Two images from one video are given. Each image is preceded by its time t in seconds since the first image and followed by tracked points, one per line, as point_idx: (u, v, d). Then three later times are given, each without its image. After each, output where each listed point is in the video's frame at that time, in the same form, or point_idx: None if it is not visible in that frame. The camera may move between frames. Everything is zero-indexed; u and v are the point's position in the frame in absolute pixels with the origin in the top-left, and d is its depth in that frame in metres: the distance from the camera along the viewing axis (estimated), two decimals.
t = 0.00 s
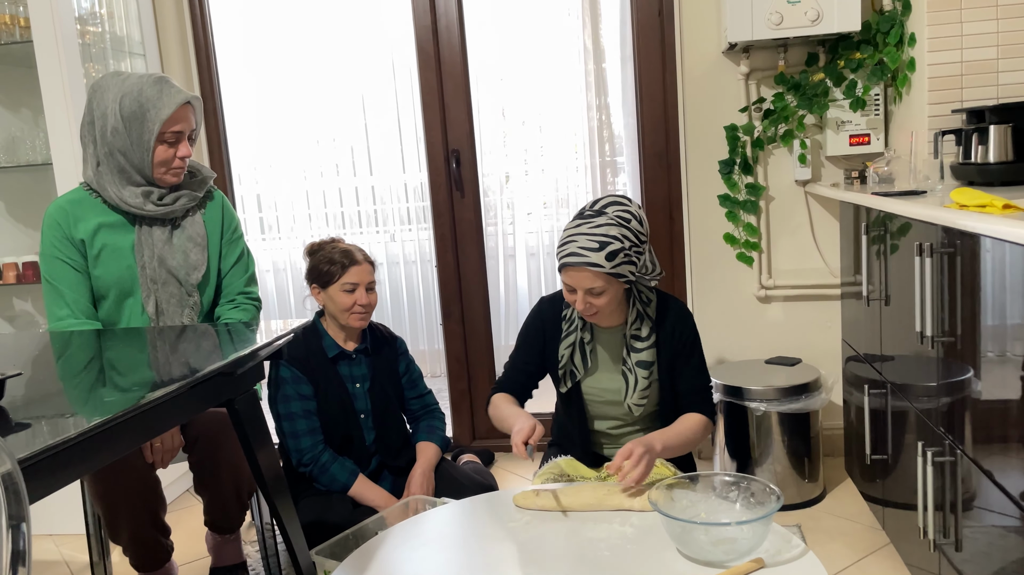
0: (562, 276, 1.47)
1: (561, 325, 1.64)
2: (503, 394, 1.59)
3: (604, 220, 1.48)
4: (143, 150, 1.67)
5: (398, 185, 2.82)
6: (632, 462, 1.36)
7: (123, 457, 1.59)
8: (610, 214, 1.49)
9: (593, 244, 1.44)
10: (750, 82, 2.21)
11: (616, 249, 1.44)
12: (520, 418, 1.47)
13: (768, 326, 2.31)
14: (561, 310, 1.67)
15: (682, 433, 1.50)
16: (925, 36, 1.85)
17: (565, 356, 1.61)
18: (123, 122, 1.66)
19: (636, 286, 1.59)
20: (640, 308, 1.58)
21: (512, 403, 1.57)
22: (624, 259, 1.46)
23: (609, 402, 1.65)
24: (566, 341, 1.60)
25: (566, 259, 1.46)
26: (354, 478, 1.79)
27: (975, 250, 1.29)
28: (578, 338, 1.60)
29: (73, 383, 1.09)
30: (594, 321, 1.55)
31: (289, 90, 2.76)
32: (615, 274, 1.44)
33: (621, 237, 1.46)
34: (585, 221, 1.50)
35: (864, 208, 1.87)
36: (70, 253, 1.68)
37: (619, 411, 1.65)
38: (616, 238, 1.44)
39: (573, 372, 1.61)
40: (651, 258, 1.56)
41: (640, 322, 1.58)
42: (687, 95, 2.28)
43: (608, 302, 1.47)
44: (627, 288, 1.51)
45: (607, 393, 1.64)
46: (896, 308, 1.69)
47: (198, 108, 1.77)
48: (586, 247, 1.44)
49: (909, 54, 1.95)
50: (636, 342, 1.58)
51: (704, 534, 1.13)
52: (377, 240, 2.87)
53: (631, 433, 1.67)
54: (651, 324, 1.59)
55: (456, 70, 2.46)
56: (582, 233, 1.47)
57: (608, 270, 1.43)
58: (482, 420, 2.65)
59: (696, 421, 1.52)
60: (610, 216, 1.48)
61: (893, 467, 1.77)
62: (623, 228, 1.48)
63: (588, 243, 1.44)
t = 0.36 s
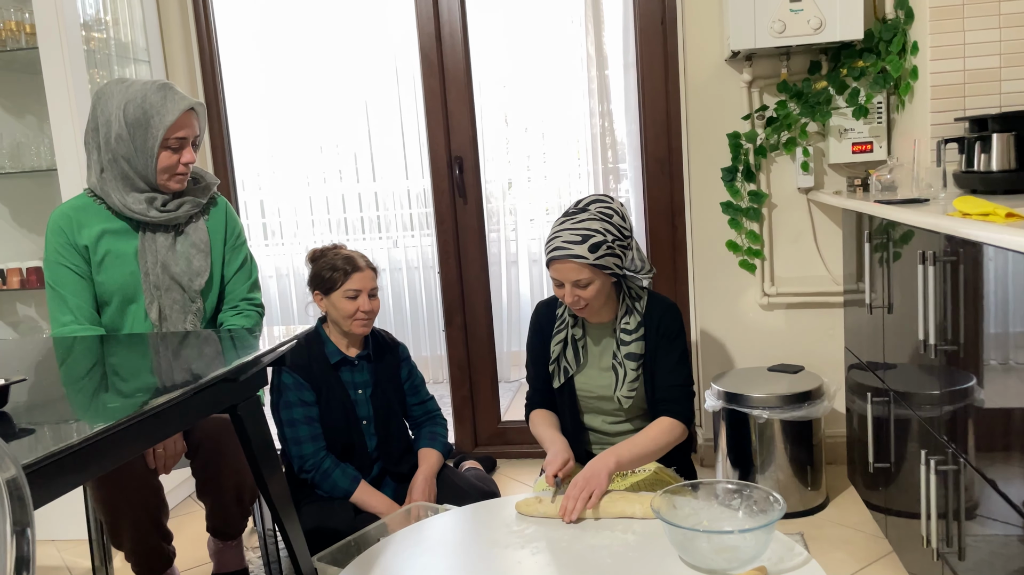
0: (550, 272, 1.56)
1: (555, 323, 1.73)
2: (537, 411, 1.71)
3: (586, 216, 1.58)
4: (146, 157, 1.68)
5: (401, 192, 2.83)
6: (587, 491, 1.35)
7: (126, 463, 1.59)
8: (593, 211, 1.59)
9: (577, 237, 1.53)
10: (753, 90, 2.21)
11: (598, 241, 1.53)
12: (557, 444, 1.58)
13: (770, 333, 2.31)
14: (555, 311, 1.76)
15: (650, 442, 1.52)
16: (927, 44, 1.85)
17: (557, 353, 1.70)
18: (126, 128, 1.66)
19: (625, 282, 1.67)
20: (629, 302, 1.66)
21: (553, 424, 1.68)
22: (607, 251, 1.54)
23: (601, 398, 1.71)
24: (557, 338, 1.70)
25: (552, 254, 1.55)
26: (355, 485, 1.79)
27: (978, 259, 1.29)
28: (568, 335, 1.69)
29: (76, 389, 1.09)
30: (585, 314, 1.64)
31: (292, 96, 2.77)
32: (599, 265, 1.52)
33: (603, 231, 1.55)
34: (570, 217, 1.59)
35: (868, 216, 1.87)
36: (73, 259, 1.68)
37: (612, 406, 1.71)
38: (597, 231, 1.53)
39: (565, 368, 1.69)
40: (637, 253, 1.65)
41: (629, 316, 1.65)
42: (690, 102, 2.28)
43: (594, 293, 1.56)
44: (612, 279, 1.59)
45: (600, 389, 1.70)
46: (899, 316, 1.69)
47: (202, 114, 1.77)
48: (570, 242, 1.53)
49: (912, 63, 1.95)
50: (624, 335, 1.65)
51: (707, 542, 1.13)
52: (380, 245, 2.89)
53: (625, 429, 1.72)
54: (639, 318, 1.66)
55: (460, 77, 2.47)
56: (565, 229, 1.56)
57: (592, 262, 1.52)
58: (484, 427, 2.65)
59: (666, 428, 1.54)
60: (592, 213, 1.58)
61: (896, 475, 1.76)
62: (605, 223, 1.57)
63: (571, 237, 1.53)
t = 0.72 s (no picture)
0: (547, 272, 1.55)
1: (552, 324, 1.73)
2: (542, 414, 1.71)
3: (581, 216, 1.58)
4: (149, 158, 1.68)
5: (403, 193, 2.83)
6: (590, 493, 1.37)
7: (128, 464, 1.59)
8: (588, 211, 1.59)
9: (572, 238, 1.53)
10: (755, 93, 2.22)
11: (593, 240, 1.53)
12: (561, 450, 1.58)
13: (772, 336, 2.31)
14: (553, 312, 1.75)
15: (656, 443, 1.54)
16: (930, 46, 1.85)
17: (557, 354, 1.69)
18: (129, 130, 1.67)
19: (622, 281, 1.66)
20: (626, 301, 1.66)
21: (558, 427, 1.68)
22: (603, 250, 1.54)
23: (602, 398, 1.71)
24: (556, 339, 1.69)
25: (549, 255, 1.55)
26: (358, 487, 1.78)
27: (981, 261, 1.28)
28: (567, 336, 1.68)
29: (78, 390, 1.09)
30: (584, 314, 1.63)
31: (295, 98, 2.77)
32: (595, 264, 1.52)
33: (598, 231, 1.54)
34: (565, 218, 1.59)
35: (871, 218, 1.86)
36: (76, 260, 1.68)
37: (613, 406, 1.71)
38: (592, 230, 1.52)
39: (565, 369, 1.69)
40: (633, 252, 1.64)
41: (627, 316, 1.64)
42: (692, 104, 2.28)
43: (592, 292, 1.55)
44: (610, 279, 1.59)
45: (600, 388, 1.71)
46: (902, 318, 1.68)
47: (204, 116, 1.78)
48: (565, 242, 1.53)
49: (915, 65, 1.95)
50: (623, 335, 1.64)
51: (709, 545, 1.13)
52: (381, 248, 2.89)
53: (626, 428, 1.72)
54: (637, 317, 1.65)
55: (462, 79, 2.47)
56: (561, 229, 1.56)
57: (588, 261, 1.51)
58: (486, 429, 2.65)
59: (665, 428, 1.55)
60: (586, 213, 1.58)
61: (899, 478, 1.76)
62: (599, 223, 1.57)
63: (566, 237, 1.53)
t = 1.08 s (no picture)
0: (563, 261, 1.56)
1: (561, 311, 1.74)
2: (541, 390, 1.73)
3: (595, 204, 1.59)
4: (147, 150, 1.68)
5: (403, 188, 2.82)
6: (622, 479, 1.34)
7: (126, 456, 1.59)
8: (602, 199, 1.60)
9: (589, 225, 1.54)
10: (757, 89, 2.21)
11: (610, 227, 1.53)
12: (563, 414, 1.62)
13: (772, 333, 2.31)
14: (562, 300, 1.76)
15: (677, 424, 1.52)
16: (932, 43, 1.85)
17: (563, 339, 1.71)
18: (129, 121, 1.66)
19: (633, 271, 1.68)
20: (636, 291, 1.67)
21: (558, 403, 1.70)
22: (619, 237, 1.55)
23: (604, 383, 1.71)
24: (563, 324, 1.71)
25: (565, 243, 1.56)
26: (355, 480, 1.77)
27: (981, 258, 1.28)
28: (575, 321, 1.70)
29: (75, 381, 1.08)
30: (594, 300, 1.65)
31: (295, 91, 2.76)
32: (612, 250, 1.53)
33: (613, 218, 1.55)
34: (579, 207, 1.60)
35: (871, 214, 1.86)
36: (74, 252, 1.68)
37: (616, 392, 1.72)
38: (608, 217, 1.53)
39: (570, 354, 1.70)
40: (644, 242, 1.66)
41: (636, 304, 1.66)
42: (693, 101, 2.28)
43: (608, 280, 1.56)
44: (623, 266, 1.60)
45: (605, 375, 1.71)
46: (902, 315, 1.68)
47: (204, 108, 1.77)
48: (583, 229, 1.53)
49: (917, 62, 1.95)
50: (630, 322, 1.65)
51: (707, 539, 1.13)
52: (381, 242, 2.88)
53: (626, 416, 1.72)
54: (646, 306, 1.67)
55: (462, 73, 2.47)
56: (577, 217, 1.57)
57: (605, 247, 1.52)
58: (484, 423, 2.65)
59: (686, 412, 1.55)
60: (601, 201, 1.58)
61: (898, 475, 1.76)
62: (614, 211, 1.58)
63: (583, 225, 1.54)
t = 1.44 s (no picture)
0: (572, 258, 1.55)
1: (568, 308, 1.74)
2: (557, 396, 1.69)
3: (602, 200, 1.58)
4: (149, 142, 1.68)
5: (405, 181, 2.81)
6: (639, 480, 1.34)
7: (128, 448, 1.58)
8: (608, 195, 1.59)
9: (597, 221, 1.53)
10: (761, 83, 2.20)
11: (618, 223, 1.53)
12: (591, 421, 1.59)
13: (774, 328, 2.30)
14: (569, 295, 1.76)
15: (688, 423, 1.52)
16: (938, 38, 1.84)
17: (573, 336, 1.70)
18: (130, 112, 1.66)
19: (640, 267, 1.68)
20: (644, 286, 1.67)
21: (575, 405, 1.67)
22: (627, 233, 1.55)
23: (617, 379, 1.71)
24: (573, 322, 1.70)
25: (573, 239, 1.55)
26: (357, 473, 1.77)
27: (986, 255, 1.27)
28: (584, 317, 1.69)
29: (77, 373, 1.08)
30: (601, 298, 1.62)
31: (297, 84, 2.76)
32: (621, 247, 1.53)
33: (621, 214, 1.55)
34: (585, 203, 1.59)
35: (875, 210, 1.86)
36: (76, 243, 1.68)
37: (629, 389, 1.72)
38: (617, 213, 1.53)
39: (582, 351, 1.70)
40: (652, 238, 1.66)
41: (646, 299, 1.66)
42: (697, 95, 2.27)
43: (615, 277, 1.55)
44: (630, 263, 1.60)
45: (616, 371, 1.71)
46: (905, 312, 1.67)
47: (206, 100, 1.76)
48: (591, 226, 1.53)
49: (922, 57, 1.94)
50: (641, 317, 1.65)
51: (709, 535, 1.13)
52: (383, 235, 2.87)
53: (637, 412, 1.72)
54: (656, 301, 1.67)
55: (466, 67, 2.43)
56: (585, 214, 1.56)
57: (614, 244, 1.52)
58: (486, 418, 2.65)
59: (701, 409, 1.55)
60: (608, 197, 1.58)
61: (900, 472, 1.75)
62: (621, 207, 1.57)
63: (591, 221, 1.53)
